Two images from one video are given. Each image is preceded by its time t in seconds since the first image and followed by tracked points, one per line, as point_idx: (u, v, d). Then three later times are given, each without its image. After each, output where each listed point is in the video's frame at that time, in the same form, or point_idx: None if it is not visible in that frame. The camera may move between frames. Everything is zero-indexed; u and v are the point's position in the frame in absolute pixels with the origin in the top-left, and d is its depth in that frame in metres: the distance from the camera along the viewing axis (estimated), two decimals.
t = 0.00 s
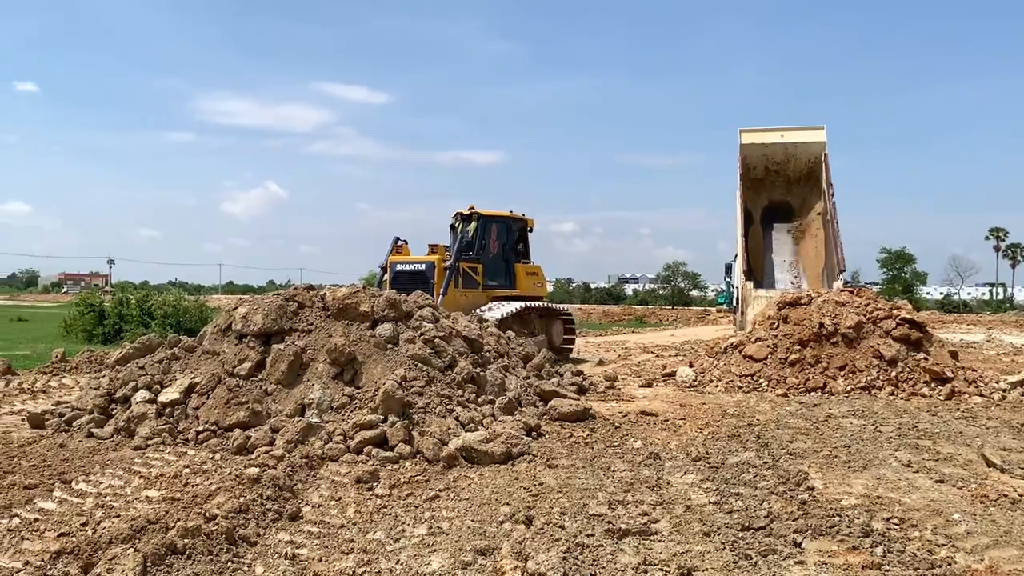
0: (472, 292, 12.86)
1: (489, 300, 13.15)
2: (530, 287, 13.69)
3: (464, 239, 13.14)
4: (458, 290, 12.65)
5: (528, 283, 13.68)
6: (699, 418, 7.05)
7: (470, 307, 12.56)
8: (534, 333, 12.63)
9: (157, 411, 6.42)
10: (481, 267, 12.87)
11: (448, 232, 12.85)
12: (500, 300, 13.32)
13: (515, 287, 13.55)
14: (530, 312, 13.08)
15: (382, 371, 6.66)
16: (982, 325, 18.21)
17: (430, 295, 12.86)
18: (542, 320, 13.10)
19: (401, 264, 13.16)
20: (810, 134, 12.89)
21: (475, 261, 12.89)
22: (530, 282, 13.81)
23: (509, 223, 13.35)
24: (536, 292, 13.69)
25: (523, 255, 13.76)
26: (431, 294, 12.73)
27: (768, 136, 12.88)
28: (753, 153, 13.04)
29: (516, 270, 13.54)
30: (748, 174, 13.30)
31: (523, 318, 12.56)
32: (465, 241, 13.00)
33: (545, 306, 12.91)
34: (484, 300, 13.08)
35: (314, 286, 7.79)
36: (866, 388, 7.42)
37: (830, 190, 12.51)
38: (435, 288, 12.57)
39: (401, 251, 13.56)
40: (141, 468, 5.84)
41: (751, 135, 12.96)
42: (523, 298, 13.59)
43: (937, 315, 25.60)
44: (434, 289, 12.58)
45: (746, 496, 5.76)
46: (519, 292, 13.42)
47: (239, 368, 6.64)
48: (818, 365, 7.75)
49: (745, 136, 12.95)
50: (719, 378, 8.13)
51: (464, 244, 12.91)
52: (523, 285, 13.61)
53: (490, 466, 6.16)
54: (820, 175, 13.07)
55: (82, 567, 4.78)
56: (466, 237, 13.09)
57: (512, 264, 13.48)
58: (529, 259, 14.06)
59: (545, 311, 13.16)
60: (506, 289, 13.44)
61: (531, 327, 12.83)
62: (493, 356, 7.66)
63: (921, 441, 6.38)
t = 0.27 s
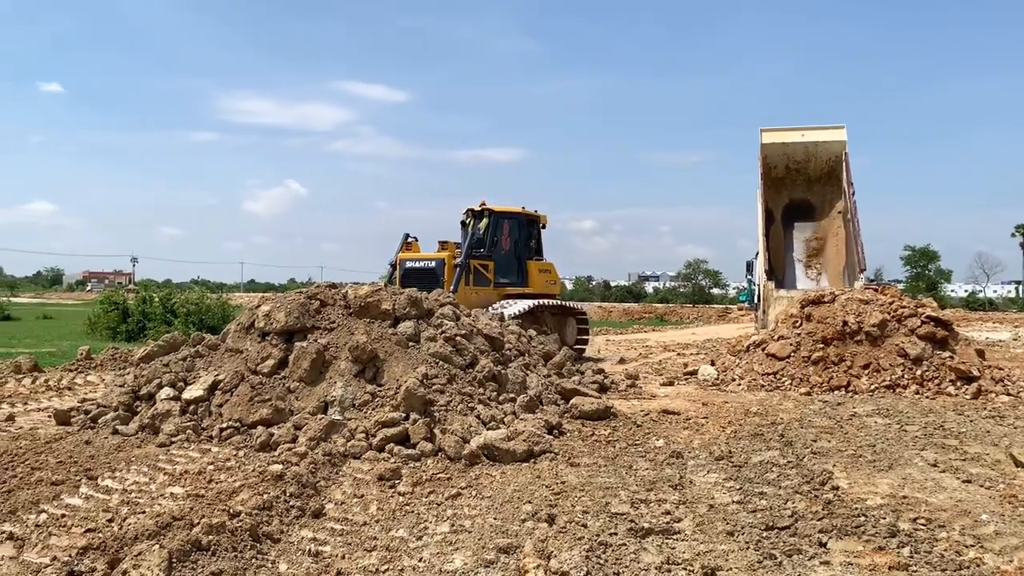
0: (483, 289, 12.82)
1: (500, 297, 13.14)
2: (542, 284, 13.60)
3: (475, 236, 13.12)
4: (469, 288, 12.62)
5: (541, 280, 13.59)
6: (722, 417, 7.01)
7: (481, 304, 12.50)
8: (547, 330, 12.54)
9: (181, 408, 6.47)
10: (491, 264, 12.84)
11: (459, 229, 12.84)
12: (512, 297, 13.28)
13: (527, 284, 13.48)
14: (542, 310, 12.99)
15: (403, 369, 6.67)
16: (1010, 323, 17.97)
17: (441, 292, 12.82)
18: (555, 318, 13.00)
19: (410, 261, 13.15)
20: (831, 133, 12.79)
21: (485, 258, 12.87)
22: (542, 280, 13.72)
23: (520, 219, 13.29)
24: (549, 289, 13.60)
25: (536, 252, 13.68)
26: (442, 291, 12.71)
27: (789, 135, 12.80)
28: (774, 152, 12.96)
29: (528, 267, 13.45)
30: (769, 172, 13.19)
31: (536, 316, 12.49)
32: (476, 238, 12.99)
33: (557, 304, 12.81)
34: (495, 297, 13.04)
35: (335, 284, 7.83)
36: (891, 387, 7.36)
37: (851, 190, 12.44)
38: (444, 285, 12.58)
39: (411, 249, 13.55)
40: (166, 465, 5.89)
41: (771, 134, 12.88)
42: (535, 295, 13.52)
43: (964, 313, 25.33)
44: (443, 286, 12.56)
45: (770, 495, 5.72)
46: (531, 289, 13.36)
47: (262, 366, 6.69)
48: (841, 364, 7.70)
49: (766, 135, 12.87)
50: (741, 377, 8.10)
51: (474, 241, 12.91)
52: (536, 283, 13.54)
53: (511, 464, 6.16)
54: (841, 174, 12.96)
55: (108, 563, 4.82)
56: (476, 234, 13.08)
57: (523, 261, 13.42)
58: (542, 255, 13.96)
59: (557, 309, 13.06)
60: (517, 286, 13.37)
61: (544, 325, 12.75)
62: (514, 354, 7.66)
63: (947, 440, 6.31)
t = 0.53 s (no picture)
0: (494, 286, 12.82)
1: (511, 294, 13.11)
2: (553, 281, 13.60)
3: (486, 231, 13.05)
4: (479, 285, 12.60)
5: (552, 277, 13.59)
6: (743, 415, 6.98)
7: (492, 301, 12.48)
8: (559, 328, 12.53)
9: (203, 404, 6.51)
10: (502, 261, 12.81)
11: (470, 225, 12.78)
12: (523, 294, 13.27)
13: (538, 281, 13.50)
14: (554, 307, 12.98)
15: (424, 366, 6.68)
16: None
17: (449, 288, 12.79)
18: (566, 316, 12.99)
19: (417, 257, 13.10)
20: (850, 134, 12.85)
21: (496, 255, 12.83)
22: (554, 276, 13.70)
23: (532, 215, 13.25)
24: (560, 286, 13.59)
25: (547, 248, 13.65)
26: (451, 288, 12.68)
27: (808, 136, 12.86)
28: (793, 153, 12.98)
29: (539, 264, 13.45)
30: (789, 171, 13.14)
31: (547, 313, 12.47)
32: (487, 234, 12.93)
33: (569, 301, 12.80)
34: (505, 294, 13.03)
35: (355, 280, 7.85)
36: (914, 385, 7.31)
37: (870, 189, 12.44)
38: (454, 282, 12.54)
39: (418, 244, 13.50)
40: (189, 460, 5.92)
41: (791, 135, 12.95)
42: (546, 292, 13.52)
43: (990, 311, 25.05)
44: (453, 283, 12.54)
45: (793, 493, 5.69)
46: (542, 286, 13.36)
47: (283, 362, 6.72)
48: (864, 362, 7.66)
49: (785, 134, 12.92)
50: (762, 375, 8.08)
51: (485, 237, 12.85)
52: (547, 279, 13.52)
53: (532, 462, 6.15)
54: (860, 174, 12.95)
55: (133, 557, 4.85)
56: (487, 230, 13.01)
57: (534, 257, 13.41)
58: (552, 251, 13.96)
59: (569, 306, 13.05)
60: (528, 283, 13.38)
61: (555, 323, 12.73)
62: (533, 351, 7.65)
63: (972, 440, 6.25)
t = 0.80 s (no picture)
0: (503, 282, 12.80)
1: (521, 291, 13.08)
2: (563, 278, 13.55)
3: (496, 227, 13.06)
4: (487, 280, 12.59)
5: (562, 273, 13.54)
6: (763, 413, 6.95)
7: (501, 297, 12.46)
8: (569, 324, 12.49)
9: (224, 399, 6.55)
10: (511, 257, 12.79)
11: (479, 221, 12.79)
12: (533, 291, 13.26)
13: (549, 278, 13.47)
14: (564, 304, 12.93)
15: (442, 362, 6.68)
16: None
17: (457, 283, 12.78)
18: (576, 313, 12.94)
19: (424, 253, 13.11)
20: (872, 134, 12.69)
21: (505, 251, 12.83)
22: (565, 273, 13.66)
23: (542, 211, 13.23)
24: (570, 282, 13.54)
25: (557, 244, 13.61)
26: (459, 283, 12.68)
27: (829, 135, 12.72)
28: (813, 153, 12.88)
29: (549, 260, 13.41)
30: (809, 171, 13.10)
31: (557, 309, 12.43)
32: (497, 230, 12.93)
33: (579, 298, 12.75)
34: (515, 290, 13.01)
35: (374, 277, 7.87)
36: (936, 384, 7.26)
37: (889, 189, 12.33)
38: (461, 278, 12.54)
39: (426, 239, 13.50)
40: (209, 456, 5.95)
41: (811, 135, 12.83)
42: (556, 289, 13.48)
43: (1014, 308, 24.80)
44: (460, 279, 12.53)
45: (814, 493, 5.65)
46: (552, 283, 13.32)
47: (303, 359, 6.75)
48: (884, 360, 7.61)
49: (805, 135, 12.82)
50: (782, 373, 8.05)
51: (495, 233, 12.85)
52: (557, 276, 13.49)
53: (550, 459, 6.14)
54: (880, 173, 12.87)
55: (155, 552, 4.88)
56: (497, 225, 13.02)
57: (544, 254, 13.38)
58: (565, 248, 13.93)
59: (579, 304, 13.00)
60: (539, 280, 13.35)
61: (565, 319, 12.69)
62: (552, 348, 7.64)
63: (996, 440, 6.19)
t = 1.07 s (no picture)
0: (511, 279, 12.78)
1: (530, 289, 13.06)
2: (571, 275, 13.51)
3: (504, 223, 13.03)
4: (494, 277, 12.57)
5: (570, 270, 13.51)
6: (781, 412, 6.92)
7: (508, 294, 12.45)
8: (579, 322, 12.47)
9: (242, 396, 6.58)
10: (519, 253, 12.76)
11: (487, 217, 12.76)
12: (541, 288, 13.23)
13: (557, 275, 13.43)
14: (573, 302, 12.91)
15: (459, 360, 6.69)
16: None
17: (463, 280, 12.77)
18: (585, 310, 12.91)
19: (430, 249, 13.10)
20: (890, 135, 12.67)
21: (513, 248, 12.80)
22: (573, 270, 13.62)
23: (550, 207, 13.20)
24: (579, 280, 13.51)
25: (565, 241, 13.58)
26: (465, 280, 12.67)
27: (848, 136, 12.65)
28: (832, 153, 12.80)
29: (558, 257, 13.38)
30: (827, 171, 13.01)
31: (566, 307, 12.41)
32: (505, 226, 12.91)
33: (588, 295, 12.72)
34: (523, 287, 12.98)
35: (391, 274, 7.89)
36: (956, 383, 7.21)
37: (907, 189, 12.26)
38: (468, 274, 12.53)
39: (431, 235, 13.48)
40: (228, 451, 5.99)
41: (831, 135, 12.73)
42: (565, 286, 13.44)
43: None
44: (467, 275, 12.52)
45: (833, 492, 5.62)
46: (561, 280, 13.29)
47: (320, 355, 6.77)
48: (904, 360, 7.56)
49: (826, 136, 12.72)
50: (800, 371, 8.02)
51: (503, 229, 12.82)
52: (565, 274, 13.45)
53: (567, 457, 6.13)
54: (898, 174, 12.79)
55: (175, 547, 4.91)
56: (505, 222, 12.99)
57: (552, 250, 13.34)
58: (574, 245, 13.89)
59: (588, 301, 12.97)
60: (547, 277, 13.32)
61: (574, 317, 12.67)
62: (568, 346, 7.62)
63: (1018, 440, 6.13)
